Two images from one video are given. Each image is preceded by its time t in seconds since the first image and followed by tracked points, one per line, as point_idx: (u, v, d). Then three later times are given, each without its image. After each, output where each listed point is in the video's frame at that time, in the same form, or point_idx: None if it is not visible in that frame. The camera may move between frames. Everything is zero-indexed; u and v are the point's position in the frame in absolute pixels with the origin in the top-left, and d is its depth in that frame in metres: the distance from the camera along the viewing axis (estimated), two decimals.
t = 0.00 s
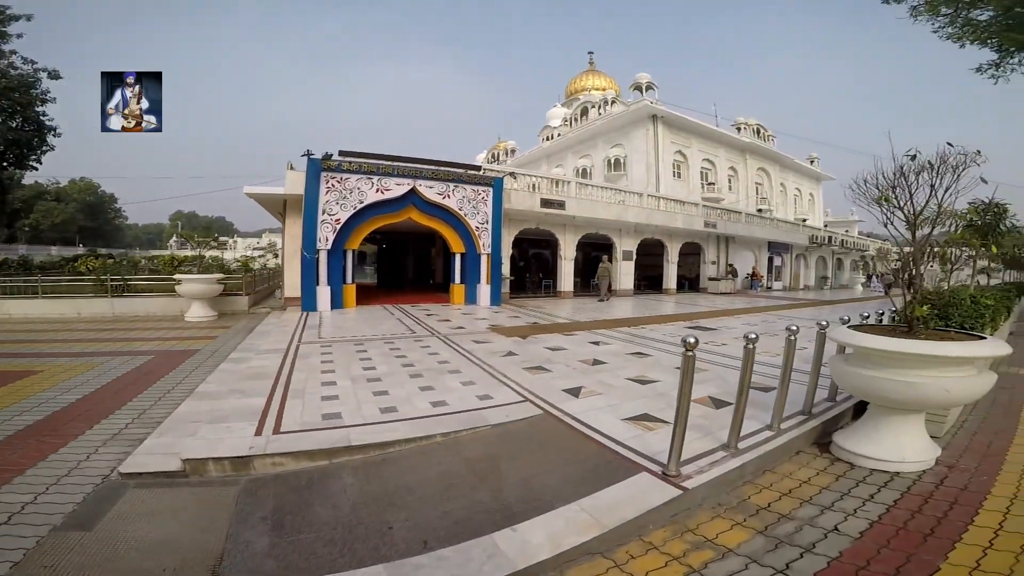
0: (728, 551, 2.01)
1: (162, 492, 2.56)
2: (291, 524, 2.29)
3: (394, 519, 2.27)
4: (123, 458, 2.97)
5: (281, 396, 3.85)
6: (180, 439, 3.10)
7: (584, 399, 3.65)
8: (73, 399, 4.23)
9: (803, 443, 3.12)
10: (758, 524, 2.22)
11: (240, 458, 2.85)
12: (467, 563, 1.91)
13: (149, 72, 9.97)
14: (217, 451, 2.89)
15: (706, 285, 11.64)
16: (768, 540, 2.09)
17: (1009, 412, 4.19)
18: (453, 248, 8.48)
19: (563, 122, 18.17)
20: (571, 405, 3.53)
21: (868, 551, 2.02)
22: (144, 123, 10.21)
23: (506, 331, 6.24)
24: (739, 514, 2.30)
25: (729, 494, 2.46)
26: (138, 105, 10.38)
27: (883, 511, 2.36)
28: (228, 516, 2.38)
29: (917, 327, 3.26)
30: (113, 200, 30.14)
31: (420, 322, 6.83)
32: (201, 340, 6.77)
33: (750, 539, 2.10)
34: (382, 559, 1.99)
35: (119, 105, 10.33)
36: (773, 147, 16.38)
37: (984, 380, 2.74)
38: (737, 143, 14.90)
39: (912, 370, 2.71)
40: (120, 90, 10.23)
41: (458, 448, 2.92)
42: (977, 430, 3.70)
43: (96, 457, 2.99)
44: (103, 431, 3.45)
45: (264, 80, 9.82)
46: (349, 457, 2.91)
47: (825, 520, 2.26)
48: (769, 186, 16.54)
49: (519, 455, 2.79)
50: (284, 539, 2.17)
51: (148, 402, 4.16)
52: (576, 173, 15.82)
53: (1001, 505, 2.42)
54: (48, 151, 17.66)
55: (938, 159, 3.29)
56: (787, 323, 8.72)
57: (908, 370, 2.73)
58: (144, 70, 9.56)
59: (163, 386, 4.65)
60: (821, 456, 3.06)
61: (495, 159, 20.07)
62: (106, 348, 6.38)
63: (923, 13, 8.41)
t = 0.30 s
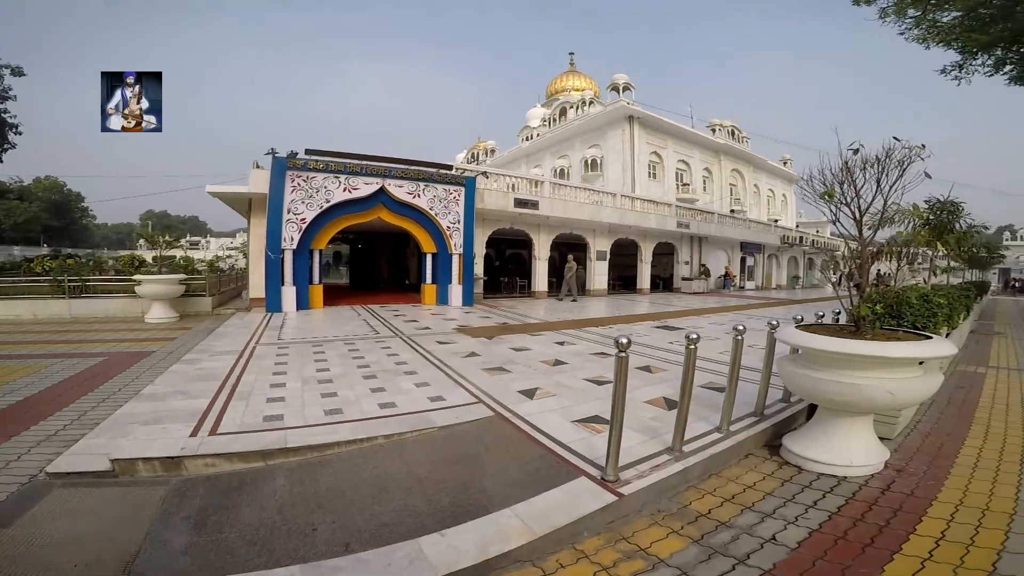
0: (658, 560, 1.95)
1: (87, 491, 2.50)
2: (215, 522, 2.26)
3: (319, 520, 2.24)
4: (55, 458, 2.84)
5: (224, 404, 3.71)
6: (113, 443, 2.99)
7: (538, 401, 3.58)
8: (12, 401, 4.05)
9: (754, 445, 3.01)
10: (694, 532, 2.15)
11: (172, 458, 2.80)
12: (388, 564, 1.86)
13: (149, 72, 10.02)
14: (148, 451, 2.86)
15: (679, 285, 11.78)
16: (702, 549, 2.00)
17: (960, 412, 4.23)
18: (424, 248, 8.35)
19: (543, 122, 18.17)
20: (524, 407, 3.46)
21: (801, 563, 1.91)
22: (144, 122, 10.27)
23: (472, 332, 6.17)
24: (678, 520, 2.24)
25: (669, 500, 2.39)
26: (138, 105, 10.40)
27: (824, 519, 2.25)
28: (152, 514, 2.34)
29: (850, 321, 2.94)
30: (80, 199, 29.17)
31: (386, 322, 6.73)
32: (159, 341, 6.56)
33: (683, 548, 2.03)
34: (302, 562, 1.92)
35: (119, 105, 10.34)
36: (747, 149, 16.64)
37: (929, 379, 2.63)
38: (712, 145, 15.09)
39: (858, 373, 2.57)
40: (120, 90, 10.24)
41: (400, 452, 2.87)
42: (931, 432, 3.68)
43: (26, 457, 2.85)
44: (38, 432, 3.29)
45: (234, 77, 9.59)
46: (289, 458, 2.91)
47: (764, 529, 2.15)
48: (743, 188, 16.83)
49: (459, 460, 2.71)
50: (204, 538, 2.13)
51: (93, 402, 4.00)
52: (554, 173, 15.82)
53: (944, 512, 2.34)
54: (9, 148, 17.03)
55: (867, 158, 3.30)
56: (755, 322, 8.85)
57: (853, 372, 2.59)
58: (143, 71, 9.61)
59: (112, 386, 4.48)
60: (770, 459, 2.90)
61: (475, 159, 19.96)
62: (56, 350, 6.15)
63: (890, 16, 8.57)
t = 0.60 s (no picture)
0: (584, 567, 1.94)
1: (29, 487, 2.53)
2: (149, 517, 2.29)
3: (249, 517, 2.25)
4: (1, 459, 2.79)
5: (176, 407, 3.69)
6: (60, 442, 2.98)
7: (495, 402, 3.57)
8: None
9: (704, 448, 2.97)
10: (625, 539, 2.14)
11: (117, 456, 2.81)
12: (309, 563, 1.86)
13: (149, 73, 10.37)
14: (93, 448, 2.87)
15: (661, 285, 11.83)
16: (628, 557, 2.00)
17: (919, 415, 4.22)
18: (402, 249, 8.30)
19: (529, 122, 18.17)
20: (479, 408, 3.46)
21: None
22: (143, 122, 10.60)
23: (445, 332, 6.16)
24: (610, 526, 2.23)
25: (608, 505, 2.39)
26: (138, 105, 10.77)
27: (760, 528, 2.20)
28: (88, 510, 2.35)
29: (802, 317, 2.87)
30: (60, 200, 28.76)
31: (360, 322, 6.71)
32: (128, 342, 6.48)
33: (611, 556, 2.02)
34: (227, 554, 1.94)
35: (120, 105, 10.72)
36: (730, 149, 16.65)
37: (874, 384, 2.58)
38: (695, 145, 15.17)
39: (798, 376, 2.53)
40: (121, 90, 10.61)
41: (345, 452, 2.88)
42: (887, 435, 3.67)
43: None
44: None
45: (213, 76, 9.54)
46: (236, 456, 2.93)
47: (695, 538, 2.12)
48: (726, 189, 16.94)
49: (401, 460, 2.71)
50: (137, 530, 2.16)
51: (51, 402, 3.95)
52: (539, 173, 15.83)
53: (885, 523, 2.29)
54: None
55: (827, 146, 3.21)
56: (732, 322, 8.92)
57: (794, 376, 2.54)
58: (144, 71, 9.94)
59: (72, 387, 4.42)
60: (718, 463, 2.87)
61: (461, 159, 19.93)
62: (23, 350, 6.08)
63: (866, 16, 8.63)
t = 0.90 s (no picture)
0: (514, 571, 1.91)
1: None
2: (82, 510, 2.29)
3: (181, 510, 2.28)
4: None
5: (128, 405, 3.68)
6: (6, 438, 2.97)
7: (453, 401, 3.53)
8: None
9: (656, 450, 2.90)
10: (561, 544, 2.10)
11: (60, 451, 2.81)
12: (229, 557, 1.86)
13: (150, 73, 10.30)
14: (37, 444, 2.87)
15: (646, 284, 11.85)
16: (560, 564, 1.95)
17: (887, 416, 4.00)
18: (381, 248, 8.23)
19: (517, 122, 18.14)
20: (436, 407, 3.43)
21: None
22: (143, 123, 10.54)
23: (419, 332, 6.12)
24: (549, 531, 2.19)
25: (550, 509, 2.35)
26: (138, 105, 10.71)
27: (701, 537, 2.10)
28: (23, 504, 2.35)
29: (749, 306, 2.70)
30: (42, 200, 28.41)
31: (335, 322, 6.67)
32: (100, 341, 6.42)
33: (544, 562, 1.98)
34: (149, 550, 1.93)
35: (120, 105, 10.64)
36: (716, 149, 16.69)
37: (824, 384, 2.54)
38: (682, 145, 15.27)
39: (744, 376, 2.50)
40: (121, 89, 10.53)
41: (290, 451, 2.88)
42: (851, 437, 3.45)
43: None
44: None
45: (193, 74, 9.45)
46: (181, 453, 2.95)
47: (632, 546, 2.06)
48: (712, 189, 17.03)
49: (342, 459, 2.71)
50: (67, 523, 2.17)
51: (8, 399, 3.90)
52: (526, 173, 15.81)
53: (831, 533, 2.14)
54: None
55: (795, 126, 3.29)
56: (713, 321, 8.93)
57: (740, 376, 2.51)
58: (146, 71, 9.88)
59: (32, 385, 4.34)
60: (671, 466, 2.78)
61: (450, 159, 19.88)
62: None
63: (847, 15, 8.60)
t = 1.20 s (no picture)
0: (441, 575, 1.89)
1: None
2: (23, 504, 2.31)
3: (119, 507, 2.33)
4: None
5: (85, 404, 3.68)
6: None
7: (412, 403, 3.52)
8: None
9: (613, 455, 2.85)
10: (498, 552, 2.06)
11: (6, 450, 2.81)
12: (154, 551, 1.92)
13: (150, 73, 10.24)
14: None
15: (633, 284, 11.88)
16: (493, 572, 1.91)
17: (857, 420, 3.73)
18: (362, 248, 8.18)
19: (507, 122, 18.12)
20: (394, 409, 3.42)
21: None
22: (143, 123, 10.48)
23: (394, 332, 6.08)
24: (489, 537, 2.15)
25: (494, 514, 2.31)
26: (138, 105, 10.63)
27: (640, 549, 2.03)
28: None
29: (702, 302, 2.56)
30: (26, 200, 28.19)
31: (312, 323, 6.64)
32: (73, 341, 6.37)
33: (476, 569, 1.93)
34: (75, 545, 1.96)
35: (120, 105, 10.55)
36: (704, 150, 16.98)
37: (775, 389, 2.35)
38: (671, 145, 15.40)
39: (686, 379, 2.35)
40: (121, 89, 10.44)
41: (238, 453, 2.91)
42: (816, 441, 3.24)
43: None
44: None
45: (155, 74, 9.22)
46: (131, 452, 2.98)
47: (568, 556, 2.01)
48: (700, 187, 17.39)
49: (287, 461, 2.74)
50: (4, 517, 2.20)
51: None
52: (515, 173, 15.79)
53: (775, 547, 2.00)
54: None
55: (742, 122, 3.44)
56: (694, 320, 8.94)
57: (682, 378, 2.36)
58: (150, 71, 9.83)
59: None
60: (625, 472, 2.71)
61: (439, 159, 19.85)
62: None
63: (831, 13, 8.57)
